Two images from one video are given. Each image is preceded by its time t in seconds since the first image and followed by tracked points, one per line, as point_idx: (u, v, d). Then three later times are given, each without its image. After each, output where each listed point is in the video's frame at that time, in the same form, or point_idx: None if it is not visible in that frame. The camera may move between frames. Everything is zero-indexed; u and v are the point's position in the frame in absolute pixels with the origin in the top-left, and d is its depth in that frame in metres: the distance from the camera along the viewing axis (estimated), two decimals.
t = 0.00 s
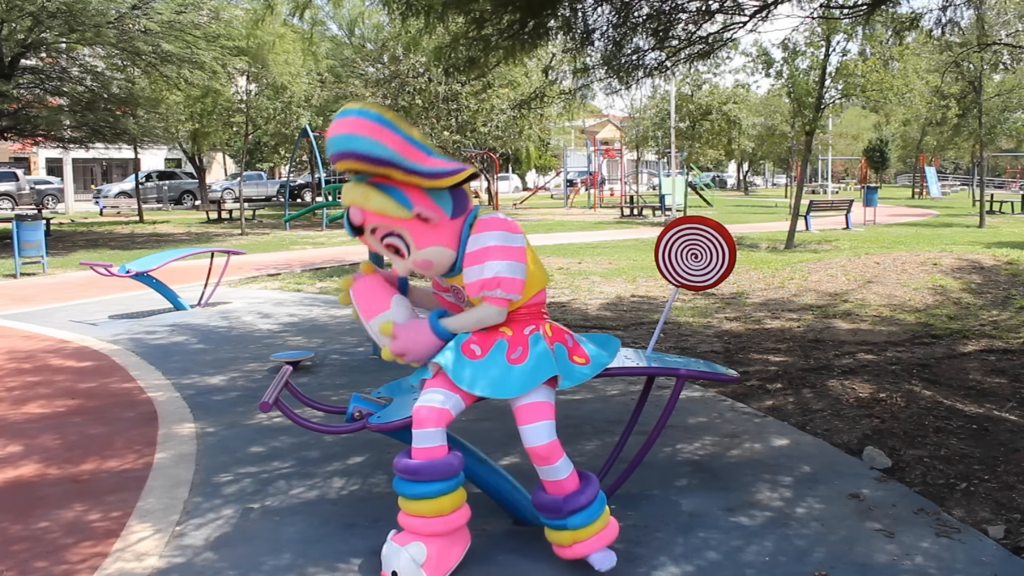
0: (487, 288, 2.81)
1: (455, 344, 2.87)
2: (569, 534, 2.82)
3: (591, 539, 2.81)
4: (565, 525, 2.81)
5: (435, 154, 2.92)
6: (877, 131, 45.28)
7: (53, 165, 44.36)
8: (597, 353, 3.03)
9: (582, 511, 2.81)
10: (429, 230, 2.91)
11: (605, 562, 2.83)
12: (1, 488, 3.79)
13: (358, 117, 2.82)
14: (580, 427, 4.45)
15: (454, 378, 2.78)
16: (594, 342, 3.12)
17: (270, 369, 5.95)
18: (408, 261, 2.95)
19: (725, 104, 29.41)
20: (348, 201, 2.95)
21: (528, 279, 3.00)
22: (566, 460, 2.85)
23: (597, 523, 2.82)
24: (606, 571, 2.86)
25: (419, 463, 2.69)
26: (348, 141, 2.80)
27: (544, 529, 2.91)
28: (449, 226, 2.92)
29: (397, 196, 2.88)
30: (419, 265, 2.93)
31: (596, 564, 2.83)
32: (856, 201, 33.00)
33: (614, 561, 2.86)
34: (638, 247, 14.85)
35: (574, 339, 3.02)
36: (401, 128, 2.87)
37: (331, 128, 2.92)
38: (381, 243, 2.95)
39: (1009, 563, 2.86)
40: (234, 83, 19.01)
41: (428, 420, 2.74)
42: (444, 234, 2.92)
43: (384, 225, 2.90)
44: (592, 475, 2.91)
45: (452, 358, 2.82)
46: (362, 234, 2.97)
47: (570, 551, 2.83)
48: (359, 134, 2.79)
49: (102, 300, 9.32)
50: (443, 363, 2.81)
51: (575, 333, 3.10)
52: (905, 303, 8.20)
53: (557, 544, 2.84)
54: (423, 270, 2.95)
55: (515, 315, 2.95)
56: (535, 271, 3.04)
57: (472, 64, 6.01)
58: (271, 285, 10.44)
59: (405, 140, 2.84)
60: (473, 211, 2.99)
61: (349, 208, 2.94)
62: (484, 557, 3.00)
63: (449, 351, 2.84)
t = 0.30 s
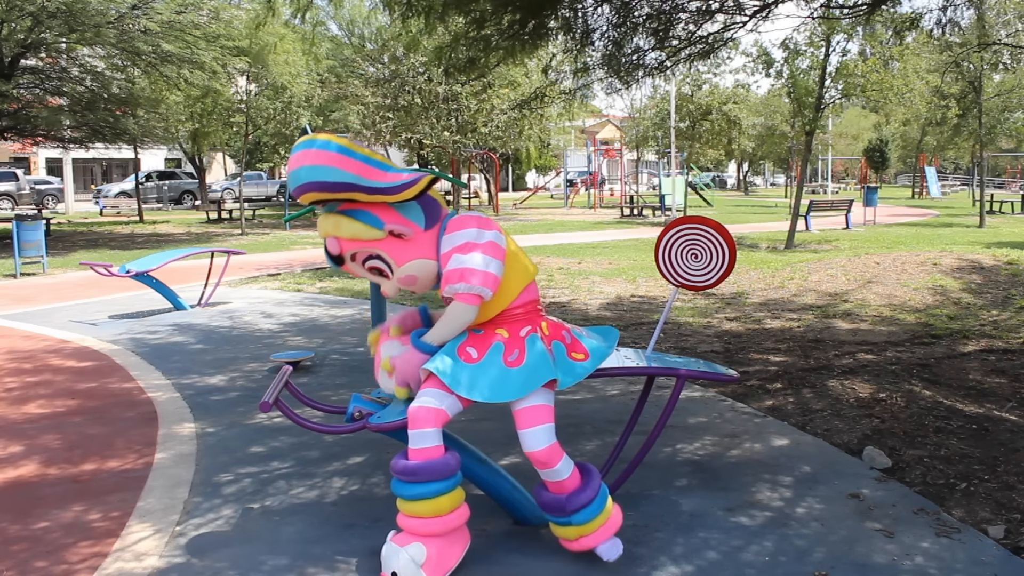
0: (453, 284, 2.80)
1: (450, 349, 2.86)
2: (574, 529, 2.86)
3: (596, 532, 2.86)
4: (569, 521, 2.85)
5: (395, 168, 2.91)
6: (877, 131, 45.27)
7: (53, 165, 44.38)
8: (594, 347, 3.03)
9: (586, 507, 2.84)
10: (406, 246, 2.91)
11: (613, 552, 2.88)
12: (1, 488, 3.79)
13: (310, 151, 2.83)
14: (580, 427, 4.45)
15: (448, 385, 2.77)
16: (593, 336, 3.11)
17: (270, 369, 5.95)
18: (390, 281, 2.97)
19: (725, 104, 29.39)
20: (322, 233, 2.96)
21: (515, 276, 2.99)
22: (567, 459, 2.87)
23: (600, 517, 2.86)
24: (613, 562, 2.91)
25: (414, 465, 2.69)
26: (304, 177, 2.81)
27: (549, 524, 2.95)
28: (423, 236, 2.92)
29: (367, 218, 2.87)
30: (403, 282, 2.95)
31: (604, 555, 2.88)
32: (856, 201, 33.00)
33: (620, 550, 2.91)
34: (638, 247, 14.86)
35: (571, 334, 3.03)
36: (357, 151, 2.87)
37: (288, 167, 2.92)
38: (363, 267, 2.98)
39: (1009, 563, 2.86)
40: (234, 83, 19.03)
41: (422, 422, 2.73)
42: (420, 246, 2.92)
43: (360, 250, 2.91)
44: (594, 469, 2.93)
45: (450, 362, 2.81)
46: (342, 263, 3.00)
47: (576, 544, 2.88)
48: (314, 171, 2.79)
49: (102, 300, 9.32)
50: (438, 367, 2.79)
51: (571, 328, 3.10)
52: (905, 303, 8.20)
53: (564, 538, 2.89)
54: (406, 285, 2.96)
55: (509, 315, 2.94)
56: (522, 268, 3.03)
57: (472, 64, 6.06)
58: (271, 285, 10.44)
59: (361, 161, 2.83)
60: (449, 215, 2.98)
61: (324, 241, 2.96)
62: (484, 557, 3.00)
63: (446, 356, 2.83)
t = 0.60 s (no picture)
0: (452, 286, 2.80)
1: (450, 349, 2.86)
2: (582, 525, 2.85)
3: (604, 526, 2.85)
4: (576, 517, 2.84)
5: (397, 170, 2.94)
6: (877, 131, 45.27)
7: (52, 165, 44.37)
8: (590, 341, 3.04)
9: (592, 501, 2.83)
10: (404, 247, 2.91)
11: (622, 548, 2.88)
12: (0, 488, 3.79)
13: (311, 150, 2.84)
14: (581, 428, 4.45)
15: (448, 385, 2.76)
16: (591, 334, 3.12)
17: (270, 369, 5.95)
18: (386, 281, 2.95)
19: (725, 104, 29.39)
20: (317, 232, 2.94)
21: (510, 275, 3.00)
22: (569, 453, 2.87)
23: (607, 511, 2.85)
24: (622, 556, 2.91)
25: (411, 463, 2.70)
26: (305, 173, 2.82)
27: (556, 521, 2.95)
28: (421, 238, 2.92)
29: (365, 218, 2.87)
30: (399, 282, 2.95)
31: (614, 549, 2.87)
32: (856, 200, 33.00)
33: (630, 545, 2.91)
34: (638, 247, 14.86)
35: (568, 331, 3.04)
36: (359, 152, 2.89)
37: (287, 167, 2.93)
38: (358, 267, 2.96)
39: (1010, 563, 2.86)
40: (234, 83, 19.04)
41: (419, 419, 2.74)
42: (418, 247, 2.92)
43: (357, 249, 2.91)
44: (597, 464, 2.93)
45: (449, 365, 2.80)
46: (336, 263, 2.98)
47: (585, 540, 2.87)
48: (313, 168, 2.81)
49: (102, 300, 9.31)
50: (438, 369, 2.78)
51: (569, 325, 3.10)
52: (905, 303, 8.20)
53: (573, 535, 2.89)
54: (401, 287, 2.95)
55: (507, 314, 2.95)
56: (515, 265, 3.04)
57: (473, 65, 6.09)
58: (271, 285, 10.44)
59: (363, 161, 2.85)
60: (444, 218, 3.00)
61: (318, 241, 2.95)
62: (484, 557, 3.00)
63: (445, 357, 2.83)
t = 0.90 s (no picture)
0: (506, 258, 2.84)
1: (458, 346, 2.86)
2: (574, 527, 2.83)
3: (597, 530, 2.82)
4: (569, 518, 2.82)
5: (401, 162, 2.97)
6: (876, 131, 45.27)
7: (53, 165, 44.37)
8: (591, 343, 3.06)
9: (585, 503, 2.81)
10: (411, 240, 2.91)
11: (612, 555, 2.83)
12: (0, 488, 3.79)
13: (315, 144, 2.87)
14: (581, 427, 4.45)
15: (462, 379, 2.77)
16: (590, 335, 3.13)
17: (270, 369, 5.95)
18: (392, 280, 2.93)
19: (725, 104, 29.39)
20: (320, 236, 2.93)
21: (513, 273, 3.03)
22: (565, 454, 2.86)
23: (602, 514, 2.84)
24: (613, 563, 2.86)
25: (411, 463, 2.70)
26: (310, 167, 2.84)
27: (550, 523, 2.93)
28: (426, 232, 2.94)
29: (371, 213, 2.88)
30: (407, 280, 2.92)
31: (604, 556, 2.83)
32: (856, 200, 33.01)
33: (621, 553, 2.87)
34: (638, 247, 14.86)
35: (568, 331, 3.04)
36: (363, 144, 2.92)
37: (288, 171, 2.95)
38: (363, 269, 2.95)
39: (1009, 563, 2.86)
40: (234, 83, 19.06)
41: (422, 421, 2.75)
42: (424, 240, 2.93)
43: (364, 245, 2.89)
44: (593, 466, 2.92)
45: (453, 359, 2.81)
46: (340, 266, 2.95)
47: (576, 544, 2.85)
48: (318, 160, 2.83)
49: (102, 300, 9.31)
50: (443, 364, 2.78)
51: (570, 325, 3.11)
52: (905, 303, 8.20)
53: (564, 537, 2.86)
54: (408, 284, 2.93)
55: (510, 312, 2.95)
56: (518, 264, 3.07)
57: (474, 67, 6.10)
58: (271, 285, 10.45)
59: (367, 151, 2.89)
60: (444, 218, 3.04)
61: (322, 244, 2.93)
62: (484, 557, 3.00)
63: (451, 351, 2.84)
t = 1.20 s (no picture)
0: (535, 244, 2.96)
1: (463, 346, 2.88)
2: (577, 526, 2.82)
3: (600, 529, 2.82)
4: (572, 517, 2.82)
5: (408, 164, 2.97)
6: (876, 131, 45.26)
7: (53, 165, 44.37)
8: (590, 345, 3.07)
9: (588, 503, 2.81)
10: (418, 244, 2.92)
11: (616, 553, 2.83)
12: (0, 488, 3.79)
13: (327, 146, 2.83)
14: (581, 427, 4.45)
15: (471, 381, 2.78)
16: (590, 336, 3.15)
17: (270, 369, 5.95)
18: (399, 282, 2.94)
19: (725, 104, 29.39)
20: (325, 237, 2.90)
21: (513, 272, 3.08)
22: (568, 453, 2.86)
23: (605, 512, 2.83)
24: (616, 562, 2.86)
25: (415, 463, 2.71)
26: (321, 169, 2.80)
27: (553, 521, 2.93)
28: (432, 235, 2.95)
29: (379, 217, 2.88)
30: (411, 283, 2.94)
31: (607, 554, 2.83)
32: (856, 200, 33.02)
33: (624, 551, 2.86)
34: (638, 247, 14.86)
35: (568, 331, 3.05)
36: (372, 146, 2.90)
37: (295, 169, 2.89)
38: (368, 272, 2.94)
39: (1009, 563, 2.86)
40: (233, 82, 19.09)
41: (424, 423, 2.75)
42: (431, 243, 2.94)
43: (373, 248, 2.89)
44: (595, 466, 2.91)
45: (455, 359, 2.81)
46: (345, 267, 2.93)
47: (580, 542, 2.84)
48: (333, 163, 2.79)
49: (102, 300, 9.31)
50: (447, 362, 2.80)
51: (568, 326, 3.12)
52: (906, 303, 8.20)
53: (567, 536, 2.86)
54: (414, 287, 2.95)
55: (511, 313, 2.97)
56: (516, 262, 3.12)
57: (476, 69, 6.10)
58: (271, 285, 10.45)
59: (378, 154, 2.87)
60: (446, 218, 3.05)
61: (328, 245, 2.90)
62: (485, 557, 2.99)
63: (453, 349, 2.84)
